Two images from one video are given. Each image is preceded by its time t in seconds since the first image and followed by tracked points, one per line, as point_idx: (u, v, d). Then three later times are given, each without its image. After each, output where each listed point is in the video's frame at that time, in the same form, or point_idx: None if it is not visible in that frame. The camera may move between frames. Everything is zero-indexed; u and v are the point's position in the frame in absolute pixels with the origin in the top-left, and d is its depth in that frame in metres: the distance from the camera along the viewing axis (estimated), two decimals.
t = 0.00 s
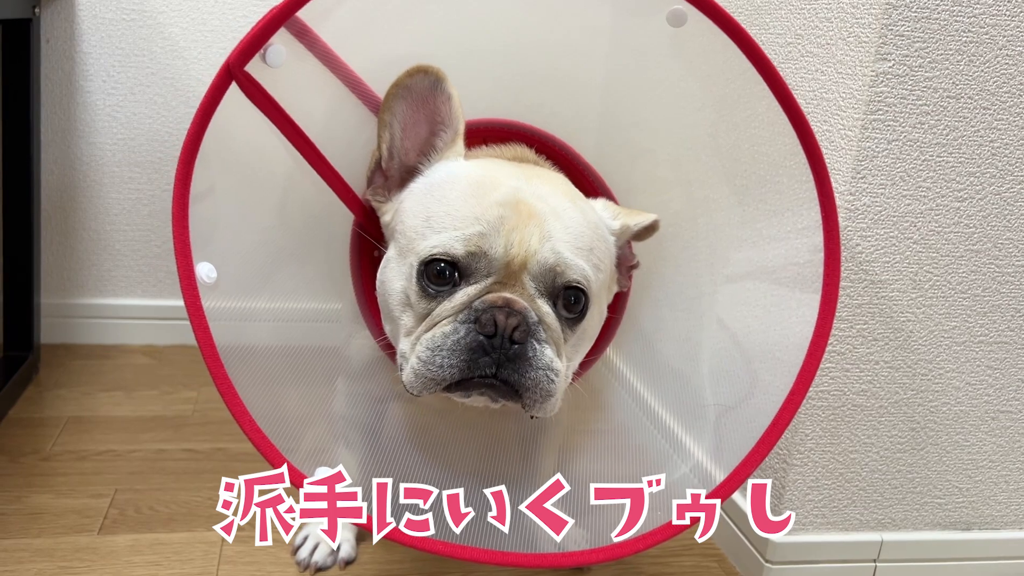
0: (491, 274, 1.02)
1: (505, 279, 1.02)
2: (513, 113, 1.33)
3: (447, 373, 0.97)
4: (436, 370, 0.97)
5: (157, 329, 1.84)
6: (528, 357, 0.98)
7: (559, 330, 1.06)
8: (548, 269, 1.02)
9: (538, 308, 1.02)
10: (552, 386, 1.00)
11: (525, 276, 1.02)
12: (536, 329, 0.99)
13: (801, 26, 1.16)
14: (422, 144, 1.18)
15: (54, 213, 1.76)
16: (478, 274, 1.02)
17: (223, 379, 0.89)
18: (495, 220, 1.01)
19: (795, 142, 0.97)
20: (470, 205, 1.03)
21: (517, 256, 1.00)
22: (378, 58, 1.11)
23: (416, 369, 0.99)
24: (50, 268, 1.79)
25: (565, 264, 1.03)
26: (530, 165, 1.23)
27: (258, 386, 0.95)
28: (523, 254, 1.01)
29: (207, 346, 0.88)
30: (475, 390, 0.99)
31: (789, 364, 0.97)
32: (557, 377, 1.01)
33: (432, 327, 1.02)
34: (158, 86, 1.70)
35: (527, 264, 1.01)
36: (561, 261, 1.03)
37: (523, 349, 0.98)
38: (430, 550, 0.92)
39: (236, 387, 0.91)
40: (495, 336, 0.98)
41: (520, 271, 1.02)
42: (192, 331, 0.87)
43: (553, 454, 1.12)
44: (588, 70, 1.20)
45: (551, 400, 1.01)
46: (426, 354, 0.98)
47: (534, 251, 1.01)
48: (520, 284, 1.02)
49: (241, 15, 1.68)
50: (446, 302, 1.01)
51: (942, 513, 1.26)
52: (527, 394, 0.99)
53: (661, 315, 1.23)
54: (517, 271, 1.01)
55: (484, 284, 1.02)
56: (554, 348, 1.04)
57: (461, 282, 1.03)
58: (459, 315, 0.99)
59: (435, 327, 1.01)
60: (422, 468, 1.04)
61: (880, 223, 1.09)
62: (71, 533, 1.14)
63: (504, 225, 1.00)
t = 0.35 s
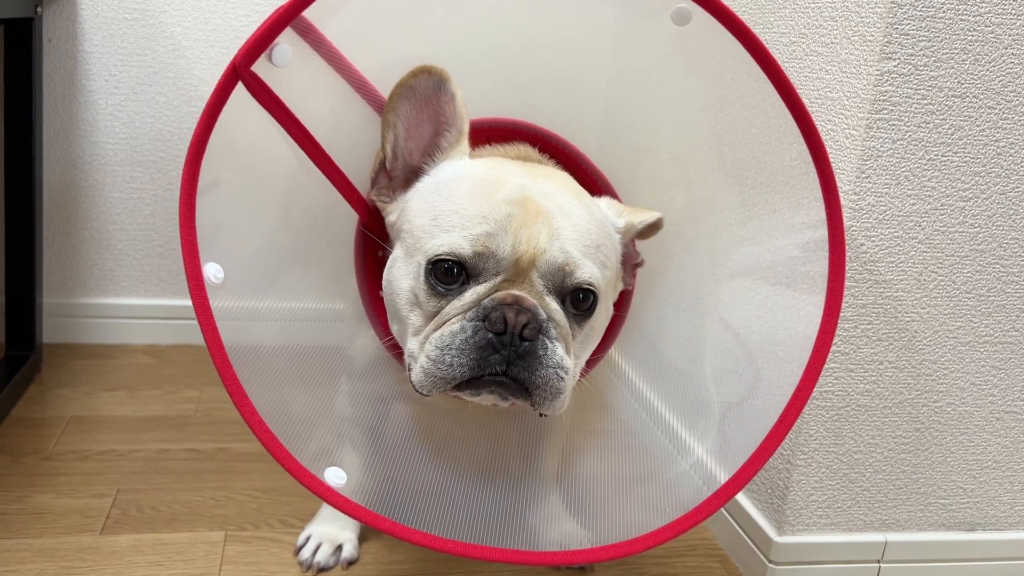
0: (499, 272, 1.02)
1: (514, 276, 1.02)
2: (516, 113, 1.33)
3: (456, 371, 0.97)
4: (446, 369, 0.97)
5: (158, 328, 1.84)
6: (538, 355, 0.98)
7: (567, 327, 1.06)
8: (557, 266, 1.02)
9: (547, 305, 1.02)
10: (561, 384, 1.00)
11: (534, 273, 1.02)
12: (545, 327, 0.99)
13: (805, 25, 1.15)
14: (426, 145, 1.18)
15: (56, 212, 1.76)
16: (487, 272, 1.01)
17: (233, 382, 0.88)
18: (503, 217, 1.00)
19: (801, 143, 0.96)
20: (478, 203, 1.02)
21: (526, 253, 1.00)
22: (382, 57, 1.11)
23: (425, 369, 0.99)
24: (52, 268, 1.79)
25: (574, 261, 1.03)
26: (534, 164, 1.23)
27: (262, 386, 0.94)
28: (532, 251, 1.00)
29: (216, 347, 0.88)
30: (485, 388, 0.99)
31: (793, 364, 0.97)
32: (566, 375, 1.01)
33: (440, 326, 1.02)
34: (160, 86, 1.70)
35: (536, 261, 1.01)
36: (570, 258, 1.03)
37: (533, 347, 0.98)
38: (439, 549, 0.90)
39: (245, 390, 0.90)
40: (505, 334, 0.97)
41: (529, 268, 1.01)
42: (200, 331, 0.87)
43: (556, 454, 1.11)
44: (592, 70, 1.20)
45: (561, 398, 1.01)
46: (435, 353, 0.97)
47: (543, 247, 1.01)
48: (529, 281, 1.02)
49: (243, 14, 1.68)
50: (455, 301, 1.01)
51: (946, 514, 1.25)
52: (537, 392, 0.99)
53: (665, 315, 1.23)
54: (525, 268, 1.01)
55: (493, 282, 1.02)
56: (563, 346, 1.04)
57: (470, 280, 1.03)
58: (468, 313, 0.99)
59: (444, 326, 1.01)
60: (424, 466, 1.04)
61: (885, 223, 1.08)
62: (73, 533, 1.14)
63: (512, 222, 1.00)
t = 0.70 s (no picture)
0: (498, 274, 1.02)
1: (512, 278, 1.02)
2: (516, 113, 1.33)
3: (455, 375, 0.97)
4: (444, 372, 0.97)
5: (160, 327, 1.84)
6: (535, 359, 0.98)
7: (565, 329, 1.06)
8: (555, 267, 1.02)
9: (545, 307, 1.03)
10: (559, 386, 1.01)
11: (532, 275, 1.02)
12: (543, 329, 0.99)
13: (804, 25, 1.15)
14: (426, 147, 1.18)
15: (57, 211, 1.76)
16: (485, 275, 1.02)
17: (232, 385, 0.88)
18: (501, 220, 1.01)
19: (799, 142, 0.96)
20: (476, 206, 1.03)
21: (523, 255, 1.00)
22: (381, 58, 1.11)
23: (424, 371, 0.99)
24: (53, 266, 1.79)
25: (571, 263, 1.03)
26: (533, 166, 1.23)
27: (262, 385, 0.94)
28: (530, 252, 1.01)
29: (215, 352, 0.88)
30: (483, 391, 1.00)
31: (793, 363, 0.97)
32: (563, 378, 1.01)
33: (439, 329, 1.02)
34: (161, 85, 1.71)
35: (534, 263, 1.01)
36: (568, 260, 1.03)
37: (530, 349, 0.98)
38: (436, 552, 0.90)
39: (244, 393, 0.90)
40: (502, 337, 0.98)
41: (527, 270, 1.02)
42: (200, 336, 0.87)
43: (555, 454, 1.12)
44: (591, 70, 1.20)
45: (558, 401, 1.02)
46: (433, 357, 0.98)
47: (541, 249, 1.01)
48: (527, 283, 1.02)
49: (244, 13, 1.68)
50: (454, 304, 1.02)
51: (945, 513, 1.26)
52: (535, 394, 1.00)
53: (664, 314, 1.23)
54: (524, 270, 1.01)
55: (491, 284, 1.02)
56: (561, 348, 1.04)
57: (468, 282, 1.03)
58: (466, 316, 0.99)
59: (442, 329, 1.01)
60: (423, 466, 1.04)
61: (883, 222, 1.08)
62: (74, 531, 1.15)
63: (510, 225, 1.00)
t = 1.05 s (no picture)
0: (500, 277, 1.02)
1: (515, 280, 1.02)
2: (517, 113, 1.33)
3: (457, 378, 0.97)
4: (447, 375, 0.97)
5: (161, 326, 1.84)
6: (538, 362, 0.98)
7: (567, 332, 1.06)
8: (557, 269, 1.02)
9: (547, 310, 1.03)
10: (561, 390, 1.01)
11: (534, 277, 1.02)
12: (545, 332, 0.99)
13: (805, 25, 1.15)
14: (427, 149, 1.18)
15: (58, 211, 1.76)
16: (487, 278, 1.02)
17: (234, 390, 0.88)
18: (503, 222, 1.00)
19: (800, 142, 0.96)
20: (478, 209, 1.02)
21: (526, 256, 1.00)
22: (382, 58, 1.11)
23: (426, 375, 0.99)
24: (53, 266, 1.79)
25: (573, 264, 1.03)
26: (535, 168, 1.23)
27: (263, 386, 0.94)
28: (532, 253, 1.00)
29: (217, 359, 0.87)
30: (485, 394, 1.00)
31: (794, 363, 0.96)
32: (566, 381, 1.01)
33: (441, 332, 1.02)
34: (162, 85, 1.71)
35: (537, 264, 1.01)
36: (570, 261, 1.03)
37: (533, 352, 0.98)
38: (438, 558, 0.89)
39: (247, 398, 0.90)
40: (505, 340, 0.97)
41: (529, 271, 1.01)
42: (202, 343, 0.86)
43: (556, 457, 1.11)
44: (592, 69, 1.20)
45: (561, 404, 1.02)
46: (436, 360, 0.98)
47: (543, 251, 1.01)
48: (529, 286, 1.02)
49: (244, 12, 1.68)
50: (456, 308, 1.01)
51: (946, 513, 1.26)
52: (537, 398, 1.00)
53: (664, 314, 1.23)
54: (526, 272, 1.01)
55: (494, 287, 1.02)
56: (563, 350, 1.04)
57: (470, 285, 1.03)
58: (469, 319, 0.99)
59: (444, 332, 1.01)
60: (424, 470, 1.03)
61: (885, 222, 1.08)
62: (75, 531, 1.15)
63: (512, 228, 1.00)
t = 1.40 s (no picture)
0: (496, 283, 1.01)
1: (514, 285, 1.02)
2: (517, 113, 1.33)
3: (455, 381, 0.98)
4: (445, 378, 0.98)
5: (161, 326, 1.84)
6: (536, 365, 0.99)
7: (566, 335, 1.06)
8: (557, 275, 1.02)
9: (546, 313, 1.02)
10: (559, 393, 1.01)
11: (531, 282, 1.01)
12: (544, 336, 0.99)
13: (805, 24, 1.15)
14: (428, 150, 1.18)
15: (58, 211, 1.76)
16: (483, 283, 1.01)
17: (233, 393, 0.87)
18: (499, 230, 0.99)
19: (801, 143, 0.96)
20: (475, 214, 1.02)
21: (525, 260, 1.00)
22: (382, 59, 1.11)
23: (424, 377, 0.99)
24: (54, 266, 1.79)
25: (572, 270, 1.03)
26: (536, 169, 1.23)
27: (263, 387, 0.94)
28: (531, 258, 1.00)
29: (216, 361, 0.87)
30: (484, 397, 1.01)
31: (794, 363, 0.96)
32: (565, 384, 1.01)
33: (440, 334, 1.02)
34: (162, 85, 1.71)
35: (535, 270, 1.01)
36: (569, 267, 1.02)
37: (531, 356, 0.98)
38: (438, 562, 0.89)
39: (246, 401, 0.89)
40: (503, 343, 0.98)
41: (526, 277, 1.01)
42: (202, 346, 0.86)
43: (557, 458, 1.11)
44: (592, 69, 1.20)
45: (560, 407, 1.02)
46: (434, 363, 0.98)
47: (539, 258, 1.01)
48: (527, 290, 1.02)
49: (245, 12, 1.68)
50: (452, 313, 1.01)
51: (947, 513, 1.26)
52: (536, 400, 1.00)
53: (665, 314, 1.23)
54: (524, 277, 1.01)
55: (491, 292, 1.02)
56: (562, 354, 1.04)
57: (467, 290, 1.02)
58: (467, 322, 0.99)
59: (443, 334, 1.02)
60: (423, 473, 1.03)
61: (886, 221, 1.08)
62: (76, 531, 1.15)
63: (508, 236, 0.99)
